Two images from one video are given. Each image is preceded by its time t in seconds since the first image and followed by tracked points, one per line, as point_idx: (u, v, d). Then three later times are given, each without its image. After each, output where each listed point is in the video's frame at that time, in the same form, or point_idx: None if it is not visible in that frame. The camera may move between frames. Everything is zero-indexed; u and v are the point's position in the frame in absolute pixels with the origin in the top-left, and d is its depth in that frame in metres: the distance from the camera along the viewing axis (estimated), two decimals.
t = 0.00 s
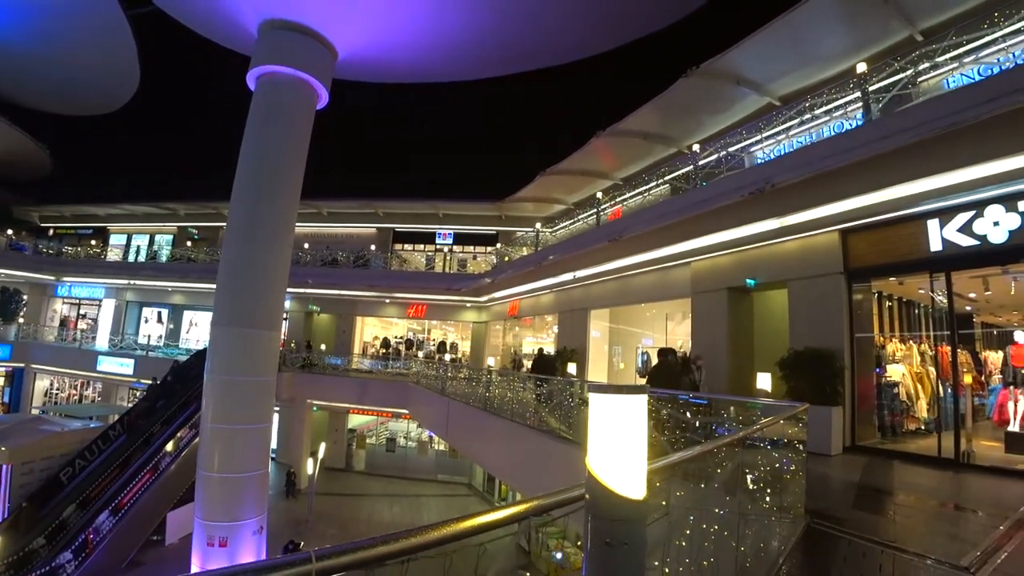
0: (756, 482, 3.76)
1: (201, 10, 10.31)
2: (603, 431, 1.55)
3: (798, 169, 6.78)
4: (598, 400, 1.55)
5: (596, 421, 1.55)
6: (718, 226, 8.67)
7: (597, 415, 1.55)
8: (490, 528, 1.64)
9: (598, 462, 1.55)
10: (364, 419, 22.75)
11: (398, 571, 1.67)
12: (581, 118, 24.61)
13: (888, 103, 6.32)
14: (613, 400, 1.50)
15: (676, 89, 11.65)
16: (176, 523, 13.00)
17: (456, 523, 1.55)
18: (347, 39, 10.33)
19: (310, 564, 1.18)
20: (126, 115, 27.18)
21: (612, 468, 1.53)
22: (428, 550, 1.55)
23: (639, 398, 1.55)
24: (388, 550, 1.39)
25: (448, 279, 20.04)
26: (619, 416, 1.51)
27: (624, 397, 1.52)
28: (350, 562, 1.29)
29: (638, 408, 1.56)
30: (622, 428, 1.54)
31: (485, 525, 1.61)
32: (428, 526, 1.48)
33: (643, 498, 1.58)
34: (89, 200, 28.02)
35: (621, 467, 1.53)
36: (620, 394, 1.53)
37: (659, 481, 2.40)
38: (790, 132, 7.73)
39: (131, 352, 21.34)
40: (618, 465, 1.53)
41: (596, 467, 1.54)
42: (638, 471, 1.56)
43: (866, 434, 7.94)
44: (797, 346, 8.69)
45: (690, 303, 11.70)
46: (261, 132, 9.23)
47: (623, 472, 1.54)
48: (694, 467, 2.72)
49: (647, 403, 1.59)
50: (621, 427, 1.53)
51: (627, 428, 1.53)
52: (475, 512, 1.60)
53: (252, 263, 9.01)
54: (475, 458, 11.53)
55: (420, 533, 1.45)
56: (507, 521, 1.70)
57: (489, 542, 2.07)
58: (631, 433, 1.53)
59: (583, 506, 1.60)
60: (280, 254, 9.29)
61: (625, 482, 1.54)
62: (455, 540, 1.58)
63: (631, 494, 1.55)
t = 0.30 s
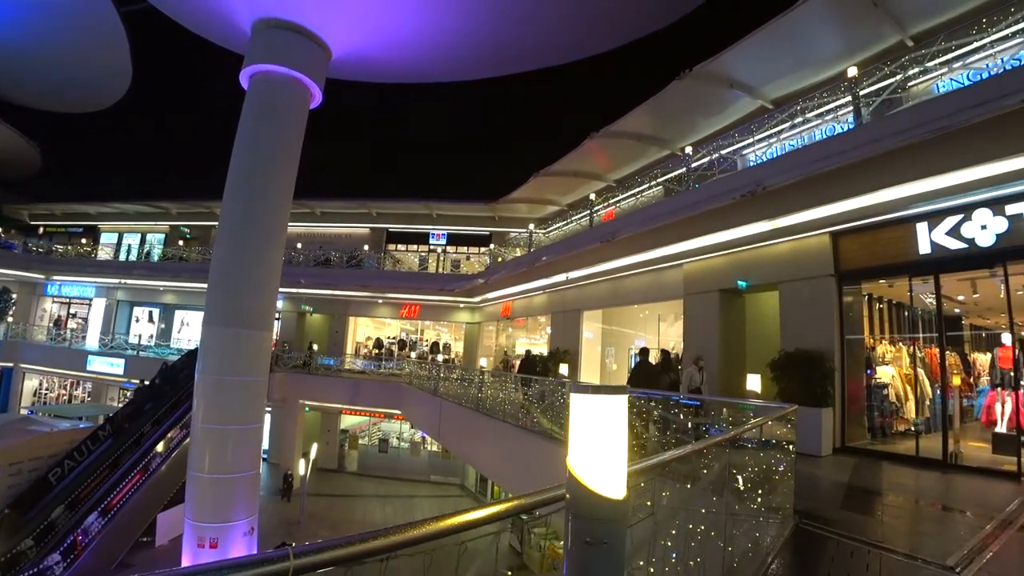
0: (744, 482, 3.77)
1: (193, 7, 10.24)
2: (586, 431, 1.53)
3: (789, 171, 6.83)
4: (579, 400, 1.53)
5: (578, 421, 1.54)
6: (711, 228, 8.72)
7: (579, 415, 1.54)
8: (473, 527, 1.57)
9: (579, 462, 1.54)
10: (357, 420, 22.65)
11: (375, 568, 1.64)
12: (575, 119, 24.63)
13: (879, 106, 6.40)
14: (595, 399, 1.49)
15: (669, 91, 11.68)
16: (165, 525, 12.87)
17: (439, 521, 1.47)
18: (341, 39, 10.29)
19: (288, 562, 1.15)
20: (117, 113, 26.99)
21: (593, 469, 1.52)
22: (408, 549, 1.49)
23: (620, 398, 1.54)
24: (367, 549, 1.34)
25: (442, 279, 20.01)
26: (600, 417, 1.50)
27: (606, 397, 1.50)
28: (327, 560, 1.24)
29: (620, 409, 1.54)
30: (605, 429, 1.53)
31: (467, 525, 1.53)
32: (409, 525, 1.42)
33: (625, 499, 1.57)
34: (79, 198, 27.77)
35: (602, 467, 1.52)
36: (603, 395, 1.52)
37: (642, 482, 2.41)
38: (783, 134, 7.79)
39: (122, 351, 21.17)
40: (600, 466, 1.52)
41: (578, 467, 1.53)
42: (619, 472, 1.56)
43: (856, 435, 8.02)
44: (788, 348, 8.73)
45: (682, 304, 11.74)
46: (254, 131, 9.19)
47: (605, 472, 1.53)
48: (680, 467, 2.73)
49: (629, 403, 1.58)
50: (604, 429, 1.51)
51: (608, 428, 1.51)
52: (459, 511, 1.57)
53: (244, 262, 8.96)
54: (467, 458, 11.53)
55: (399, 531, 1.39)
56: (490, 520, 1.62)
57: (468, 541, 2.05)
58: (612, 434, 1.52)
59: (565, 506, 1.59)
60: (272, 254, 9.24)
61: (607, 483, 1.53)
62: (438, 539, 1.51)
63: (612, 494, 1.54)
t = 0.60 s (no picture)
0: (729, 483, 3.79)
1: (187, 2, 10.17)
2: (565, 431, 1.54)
3: (781, 175, 6.88)
4: (559, 399, 1.55)
5: (558, 421, 1.54)
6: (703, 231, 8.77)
7: (558, 415, 1.55)
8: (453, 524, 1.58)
9: (558, 462, 1.55)
10: (348, 419, 22.58)
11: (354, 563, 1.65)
12: (570, 120, 24.66)
13: (869, 112, 6.43)
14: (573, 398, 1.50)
15: (663, 94, 11.71)
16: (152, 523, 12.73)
17: (417, 518, 1.47)
18: (335, 36, 10.25)
19: (263, 557, 1.15)
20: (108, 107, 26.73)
21: (572, 468, 1.53)
22: (386, 544, 1.49)
23: (600, 399, 1.55)
24: (345, 544, 1.34)
25: (434, 279, 19.96)
26: (580, 416, 1.51)
27: (585, 397, 1.52)
28: (306, 553, 1.26)
29: (599, 408, 1.55)
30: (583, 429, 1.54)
31: (448, 521, 1.54)
32: (389, 521, 1.43)
33: (602, 497, 1.59)
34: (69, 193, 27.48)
35: (580, 467, 1.53)
36: (582, 394, 1.53)
37: (624, 482, 2.43)
38: (775, 138, 7.86)
39: (111, 348, 20.97)
40: (579, 465, 1.53)
41: (557, 467, 1.54)
42: (598, 472, 1.57)
43: (844, 437, 8.11)
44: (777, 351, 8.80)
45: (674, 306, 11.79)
46: (247, 128, 9.13)
47: (583, 472, 1.54)
48: (665, 468, 2.75)
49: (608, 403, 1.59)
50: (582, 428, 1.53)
51: (588, 427, 1.53)
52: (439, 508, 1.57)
53: (236, 259, 8.89)
54: (458, 458, 11.52)
55: (375, 527, 1.40)
56: (471, 518, 1.62)
57: (449, 538, 2.07)
58: (591, 433, 1.53)
59: (544, 505, 1.60)
60: (264, 252, 9.18)
61: (585, 482, 1.55)
62: (418, 535, 1.52)
63: (589, 493, 1.55)
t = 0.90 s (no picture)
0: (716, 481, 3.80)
1: None
2: (544, 429, 1.54)
3: (770, 177, 6.94)
4: (538, 397, 1.56)
5: (537, 420, 1.55)
6: (694, 232, 8.82)
7: (538, 414, 1.55)
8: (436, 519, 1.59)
9: (537, 459, 1.57)
10: (338, 418, 22.50)
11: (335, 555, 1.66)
12: (563, 120, 24.68)
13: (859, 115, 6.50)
14: (552, 395, 1.52)
15: (655, 95, 11.75)
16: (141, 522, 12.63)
17: (396, 514, 1.48)
18: (327, 33, 10.19)
19: (240, 549, 1.17)
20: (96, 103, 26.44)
21: (551, 464, 1.54)
22: (367, 538, 1.50)
23: (578, 395, 1.56)
24: (325, 537, 1.35)
25: (426, 278, 19.92)
26: (559, 414, 1.52)
27: (565, 394, 1.53)
28: (288, 546, 1.28)
29: (577, 405, 1.56)
30: (562, 427, 1.55)
31: (432, 516, 1.55)
32: (371, 515, 1.43)
33: (580, 494, 1.60)
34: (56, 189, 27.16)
35: (560, 462, 1.54)
36: (560, 392, 1.54)
37: (607, 480, 2.46)
38: (765, 140, 7.92)
39: (99, 346, 20.75)
40: (558, 461, 1.54)
41: (536, 464, 1.55)
42: (577, 468, 1.58)
43: (832, 436, 8.19)
44: (767, 350, 8.86)
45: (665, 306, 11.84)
46: (238, 125, 9.06)
47: (562, 468, 1.55)
48: (649, 465, 2.78)
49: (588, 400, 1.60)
50: (561, 426, 1.53)
51: (567, 425, 1.54)
52: (423, 502, 1.57)
53: (225, 257, 8.82)
54: (449, 457, 11.52)
55: (357, 522, 1.40)
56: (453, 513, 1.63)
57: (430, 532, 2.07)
58: (569, 431, 1.54)
59: (524, 502, 1.61)
60: (254, 250, 9.11)
61: (564, 478, 1.56)
62: (398, 529, 1.53)
63: (568, 489, 1.56)
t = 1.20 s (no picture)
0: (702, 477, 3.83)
1: None
2: (525, 423, 1.56)
3: (759, 176, 7.01)
4: (518, 392, 1.57)
5: (518, 415, 1.57)
6: (682, 230, 8.87)
7: (519, 408, 1.57)
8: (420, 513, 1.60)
9: (518, 453, 1.58)
10: (328, 417, 22.40)
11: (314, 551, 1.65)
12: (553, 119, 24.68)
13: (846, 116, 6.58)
14: (534, 390, 1.53)
15: (646, 94, 11.80)
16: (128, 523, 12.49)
17: (377, 509, 1.46)
18: (317, 30, 10.12)
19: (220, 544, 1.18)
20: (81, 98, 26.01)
21: (531, 459, 1.56)
22: (349, 532, 1.50)
23: (559, 390, 1.58)
24: (306, 532, 1.34)
25: (416, 276, 19.87)
26: (539, 409, 1.53)
27: (545, 389, 1.54)
28: (268, 541, 1.28)
29: (557, 400, 1.57)
30: (542, 422, 1.56)
31: (415, 510, 1.55)
32: (352, 509, 1.43)
33: (561, 488, 1.61)
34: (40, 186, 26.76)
35: (540, 457, 1.56)
36: (540, 387, 1.56)
37: (590, 474, 2.49)
38: (753, 140, 7.98)
39: (85, 345, 20.49)
40: (538, 456, 1.56)
41: (517, 459, 1.57)
42: (558, 463, 1.59)
43: (819, 433, 8.27)
44: (754, 348, 8.93)
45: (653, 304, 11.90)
46: (226, 121, 8.97)
47: (543, 463, 1.57)
48: (634, 461, 2.81)
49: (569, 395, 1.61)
50: (541, 421, 1.55)
51: (547, 419, 1.55)
52: (407, 496, 1.57)
53: (213, 255, 8.74)
54: (439, 455, 11.51)
55: (339, 517, 1.40)
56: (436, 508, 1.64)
57: (413, 529, 2.07)
58: (550, 426, 1.56)
59: (505, 497, 1.62)
60: (242, 247, 9.04)
61: (543, 472, 1.57)
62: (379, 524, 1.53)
63: (548, 483, 1.58)
